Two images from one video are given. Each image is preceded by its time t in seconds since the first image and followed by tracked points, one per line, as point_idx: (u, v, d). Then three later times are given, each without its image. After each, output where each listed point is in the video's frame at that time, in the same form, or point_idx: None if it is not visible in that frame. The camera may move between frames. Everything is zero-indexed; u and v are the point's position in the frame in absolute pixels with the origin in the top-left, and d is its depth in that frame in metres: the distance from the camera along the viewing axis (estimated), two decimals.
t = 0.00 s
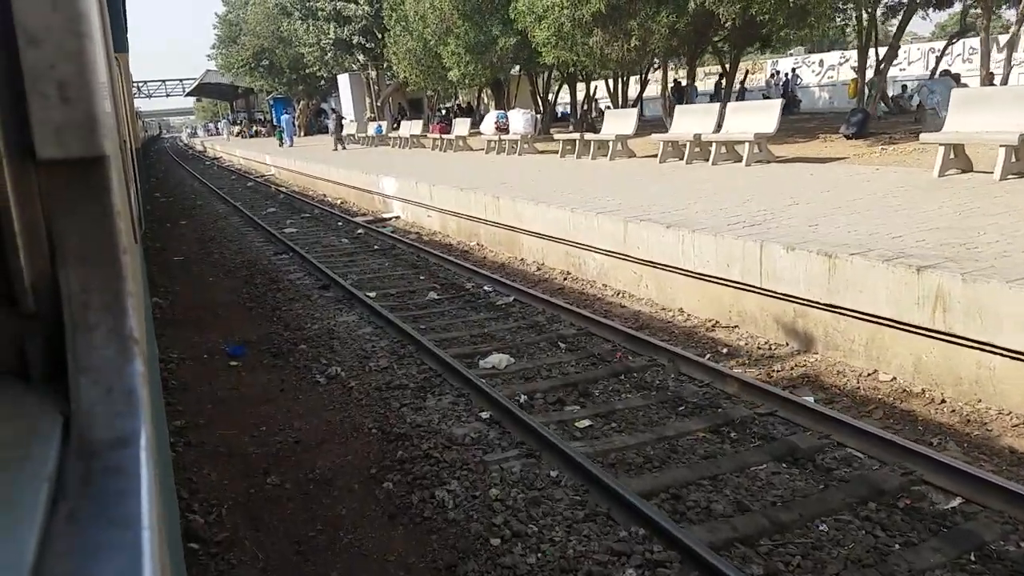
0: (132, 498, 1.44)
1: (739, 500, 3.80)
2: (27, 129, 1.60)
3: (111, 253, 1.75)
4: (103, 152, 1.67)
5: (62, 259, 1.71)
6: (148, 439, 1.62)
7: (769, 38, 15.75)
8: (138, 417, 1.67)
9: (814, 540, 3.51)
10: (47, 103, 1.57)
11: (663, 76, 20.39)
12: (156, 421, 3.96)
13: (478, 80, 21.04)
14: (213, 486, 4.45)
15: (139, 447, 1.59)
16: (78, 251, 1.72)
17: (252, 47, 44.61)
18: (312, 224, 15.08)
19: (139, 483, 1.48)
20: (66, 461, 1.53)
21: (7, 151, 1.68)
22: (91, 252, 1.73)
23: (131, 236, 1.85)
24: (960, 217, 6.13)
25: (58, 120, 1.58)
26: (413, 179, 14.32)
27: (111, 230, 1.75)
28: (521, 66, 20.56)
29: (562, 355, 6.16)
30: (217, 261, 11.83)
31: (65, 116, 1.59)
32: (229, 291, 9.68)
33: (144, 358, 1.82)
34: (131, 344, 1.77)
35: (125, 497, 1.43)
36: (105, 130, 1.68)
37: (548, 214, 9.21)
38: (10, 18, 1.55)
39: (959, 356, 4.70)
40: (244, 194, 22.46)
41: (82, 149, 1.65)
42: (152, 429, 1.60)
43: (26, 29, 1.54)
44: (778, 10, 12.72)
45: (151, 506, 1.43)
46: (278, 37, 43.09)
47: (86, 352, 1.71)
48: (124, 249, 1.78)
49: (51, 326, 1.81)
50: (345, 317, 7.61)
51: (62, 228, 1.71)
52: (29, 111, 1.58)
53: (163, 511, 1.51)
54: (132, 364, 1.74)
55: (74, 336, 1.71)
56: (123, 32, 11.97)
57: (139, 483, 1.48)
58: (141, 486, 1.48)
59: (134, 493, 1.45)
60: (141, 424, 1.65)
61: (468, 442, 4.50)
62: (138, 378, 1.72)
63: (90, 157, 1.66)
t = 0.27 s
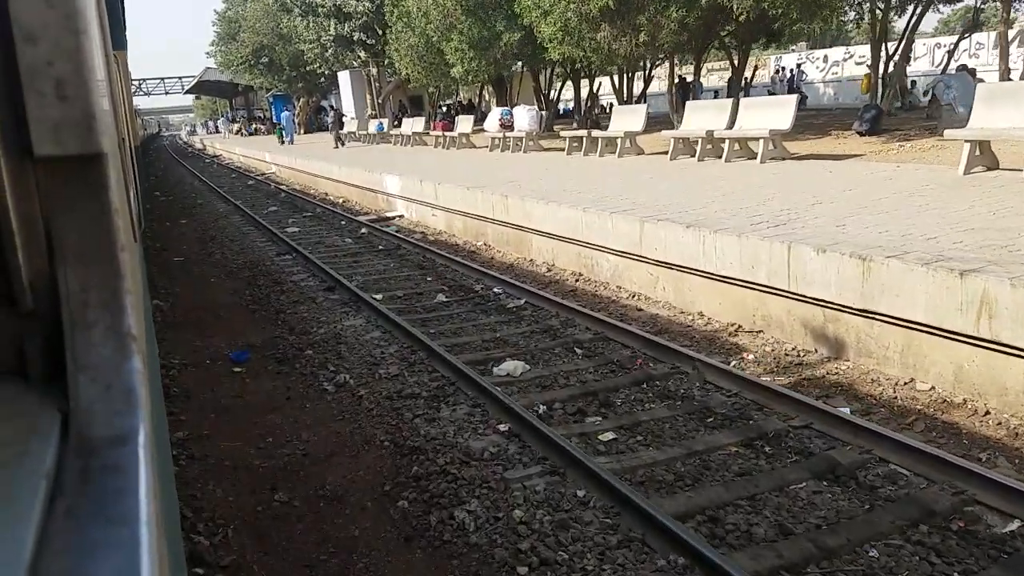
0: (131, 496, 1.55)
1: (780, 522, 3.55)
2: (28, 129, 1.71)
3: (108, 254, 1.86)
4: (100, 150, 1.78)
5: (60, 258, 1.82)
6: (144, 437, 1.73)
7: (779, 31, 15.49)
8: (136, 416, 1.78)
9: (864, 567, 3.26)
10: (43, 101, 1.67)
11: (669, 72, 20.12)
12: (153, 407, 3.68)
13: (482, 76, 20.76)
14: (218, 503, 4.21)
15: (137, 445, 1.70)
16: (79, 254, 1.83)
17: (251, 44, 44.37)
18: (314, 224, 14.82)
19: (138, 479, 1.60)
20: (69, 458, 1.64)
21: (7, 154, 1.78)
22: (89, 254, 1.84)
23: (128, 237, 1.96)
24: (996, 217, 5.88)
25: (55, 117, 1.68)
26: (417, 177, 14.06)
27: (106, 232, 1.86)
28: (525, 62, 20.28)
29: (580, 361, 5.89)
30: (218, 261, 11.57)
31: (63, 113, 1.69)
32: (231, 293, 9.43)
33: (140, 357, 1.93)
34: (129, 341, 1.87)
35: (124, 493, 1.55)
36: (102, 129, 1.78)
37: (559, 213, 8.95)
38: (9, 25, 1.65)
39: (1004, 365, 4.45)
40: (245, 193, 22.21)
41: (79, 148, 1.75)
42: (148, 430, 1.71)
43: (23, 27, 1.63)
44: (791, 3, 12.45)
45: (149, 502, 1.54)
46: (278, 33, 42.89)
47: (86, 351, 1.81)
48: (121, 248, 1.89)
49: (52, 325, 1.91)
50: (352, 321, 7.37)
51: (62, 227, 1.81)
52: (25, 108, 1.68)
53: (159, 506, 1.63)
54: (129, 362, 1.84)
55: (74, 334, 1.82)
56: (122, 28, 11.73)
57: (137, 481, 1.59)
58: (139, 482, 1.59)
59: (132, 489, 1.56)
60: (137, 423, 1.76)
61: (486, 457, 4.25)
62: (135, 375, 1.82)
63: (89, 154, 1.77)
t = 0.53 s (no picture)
0: (121, 494, 1.32)
1: (826, 552, 3.29)
2: (14, 122, 1.46)
3: (103, 250, 1.62)
4: (96, 150, 1.51)
5: (50, 256, 1.58)
6: (137, 436, 1.50)
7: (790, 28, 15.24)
8: (129, 416, 1.55)
9: None
10: (37, 100, 1.41)
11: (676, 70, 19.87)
12: (152, 401, 3.40)
13: (487, 73, 20.48)
14: (220, 523, 3.95)
15: (131, 445, 1.48)
16: (69, 250, 1.59)
17: (253, 40, 44.13)
18: (317, 222, 14.56)
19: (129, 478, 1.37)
20: (54, 457, 1.42)
21: None
22: (82, 252, 1.60)
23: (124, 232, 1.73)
24: None
25: (46, 117, 1.42)
26: (422, 175, 13.78)
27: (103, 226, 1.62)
28: (531, 59, 19.99)
29: (598, 370, 5.63)
30: (220, 261, 11.31)
31: (54, 112, 1.43)
32: (233, 294, 9.17)
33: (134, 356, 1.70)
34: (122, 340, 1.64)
35: (113, 492, 1.32)
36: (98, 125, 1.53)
37: (571, 213, 8.68)
38: None
39: None
40: (246, 190, 21.97)
41: (73, 148, 1.49)
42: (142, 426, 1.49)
43: (18, 23, 1.39)
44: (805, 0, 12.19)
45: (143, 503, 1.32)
46: (279, 30, 42.65)
47: (75, 350, 1.59)
48: (116, 244, 1.65)
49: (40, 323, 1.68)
50: (358, 325, 7.11)
51: (52, 225, 1.58)
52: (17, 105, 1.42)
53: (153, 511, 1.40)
54: (122, 360, 1.62)
55: (63, 334, 1.59)
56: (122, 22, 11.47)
57: (130, 480, 1.36)
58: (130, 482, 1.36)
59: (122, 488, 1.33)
60: (130, 422, 1.54)
61: (506, 475, 3.99)
62: (129, 374, 1.59)
63: (83, 156, 1.50)
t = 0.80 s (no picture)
0: (119, 500, 1.35)
1: None
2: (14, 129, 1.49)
3: (100, 256, 1.66)
4: (94, 154, 1.55)
5: (48, 261, 1.62)
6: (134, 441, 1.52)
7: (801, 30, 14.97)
8: (126, 422, 1.57)
9: None
10: (35, 105, 1.45)
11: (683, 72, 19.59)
12: (149, 410, 3.16)
13: (490, 77, 20.23)
14: (224, 555, 3.70)
15: (128, 450, 1.50)
16: (67, 256, 1.63)
17: (253, 44, 43.86)
18: (319, 228, 14.30)
19: (127, 483, 1.39)
20: (52, 463, 1.44)
21: None
22: (80, 258, 1.64)
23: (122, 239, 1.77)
24: None
25: (47, 123, 1.47)
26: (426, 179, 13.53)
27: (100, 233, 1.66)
28: (534, 62, 19.74)
29: (619, 384, 5.36)
30: (220, 268, 11.06)
31: (53, 119, 1.47)
32: (235, 303, 8.91)
33: (131, 364, 1.73)
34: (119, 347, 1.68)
35: (112, 496, 1.34)
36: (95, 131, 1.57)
37: (583, 219, 8.41)
38: None
39: None
40: (247, 195, 21.69)
41: (71, 153, 1.53)
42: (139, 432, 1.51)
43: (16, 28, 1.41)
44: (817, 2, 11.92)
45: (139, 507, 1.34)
46: (280, 33, 42.40)
47: (73, 356, 1.61)
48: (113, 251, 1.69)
49: (37, 324, 1.70)
50: (365, 336, 6.84)
51: (50, 229, 1.61)
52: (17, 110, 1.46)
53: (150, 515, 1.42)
54: (118, 368, 1.64)
55: (61, 339, 1.62)
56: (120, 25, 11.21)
57: (127, 484, 1.39)
58: (127, 486, 1.38)
59: (120, 493, 1.36)
60: (127, 427, 1.56)
61: (530, 505, 3.76)
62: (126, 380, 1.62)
63: (81, 160, 1.55)
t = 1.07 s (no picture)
0: (128, 513, 1.41)
1: None
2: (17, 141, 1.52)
3: (105, 265, 1.68)
4: (97, 164, 1.58)
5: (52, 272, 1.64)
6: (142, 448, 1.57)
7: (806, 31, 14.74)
8: (133, 430, 1.62)
9: None
10: (37, 116, 1.48)
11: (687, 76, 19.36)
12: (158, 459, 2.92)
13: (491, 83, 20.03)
14: None
15: (136, 458, 1.55)
16: (69, 263, 1.64)
17: (250, 54, 43.64)
18: (322, 239, 14.04)
19: (136, 493, 1.45)
20: (61, 474, 1.50)
21: None
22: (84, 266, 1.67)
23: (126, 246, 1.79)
24: None
25: (49, 135, 1.49)
26: (431, 188, 13.27)
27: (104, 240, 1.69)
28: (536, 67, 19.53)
29: (646, 402, 5.06)
30: (222, 283, 10.79)
31: (57, 130, 1.50)
32: (238, 319, 8.65)
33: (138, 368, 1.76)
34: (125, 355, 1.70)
35: (121, 508, 1.40)
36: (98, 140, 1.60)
37: (595, 227, 8.12)
38: None
39: None
40: (246, 207, 21.40)
41: (74, 163, 1.55)
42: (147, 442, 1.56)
43: (17, 40, 1.46)
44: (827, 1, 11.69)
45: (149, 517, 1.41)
46: (277, 44, 42.19)
47: (79, 365, 1.65)
48: (117, 259, 1.70)
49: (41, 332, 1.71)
50: (374, 352, 6.57)
51: (54, 239, 1.62)
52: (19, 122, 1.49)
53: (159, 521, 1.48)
54: (126, 376, 1.68)
55: (67, 347, 1.65)
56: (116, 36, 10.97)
57: (135, 497, 1.45)
58: (137, 496, 1.45)
59: (130, 503, 1.42)
60: (136, 434, 1.61)
61: (563, 539, 3.48)
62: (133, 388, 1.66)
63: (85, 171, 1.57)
